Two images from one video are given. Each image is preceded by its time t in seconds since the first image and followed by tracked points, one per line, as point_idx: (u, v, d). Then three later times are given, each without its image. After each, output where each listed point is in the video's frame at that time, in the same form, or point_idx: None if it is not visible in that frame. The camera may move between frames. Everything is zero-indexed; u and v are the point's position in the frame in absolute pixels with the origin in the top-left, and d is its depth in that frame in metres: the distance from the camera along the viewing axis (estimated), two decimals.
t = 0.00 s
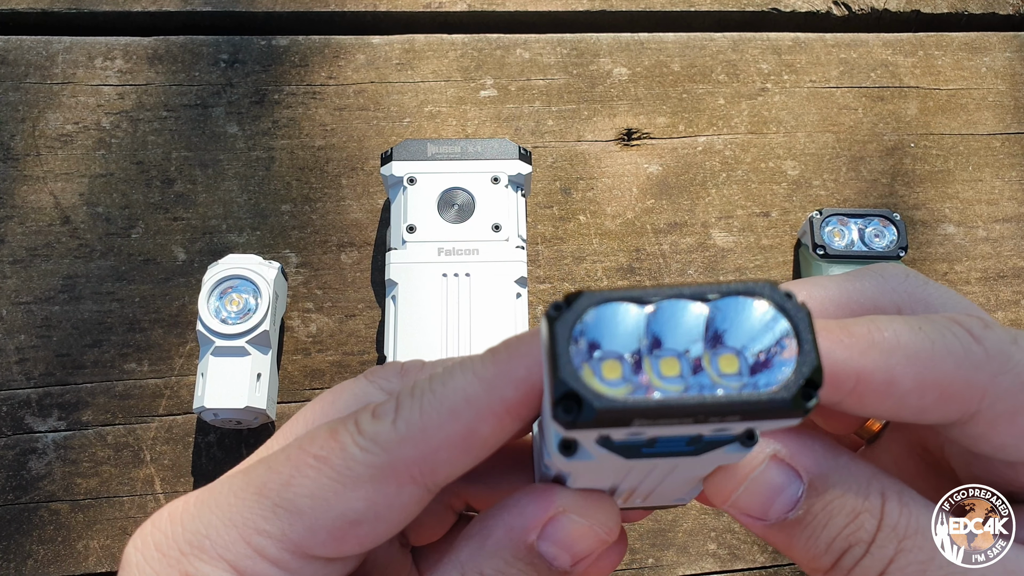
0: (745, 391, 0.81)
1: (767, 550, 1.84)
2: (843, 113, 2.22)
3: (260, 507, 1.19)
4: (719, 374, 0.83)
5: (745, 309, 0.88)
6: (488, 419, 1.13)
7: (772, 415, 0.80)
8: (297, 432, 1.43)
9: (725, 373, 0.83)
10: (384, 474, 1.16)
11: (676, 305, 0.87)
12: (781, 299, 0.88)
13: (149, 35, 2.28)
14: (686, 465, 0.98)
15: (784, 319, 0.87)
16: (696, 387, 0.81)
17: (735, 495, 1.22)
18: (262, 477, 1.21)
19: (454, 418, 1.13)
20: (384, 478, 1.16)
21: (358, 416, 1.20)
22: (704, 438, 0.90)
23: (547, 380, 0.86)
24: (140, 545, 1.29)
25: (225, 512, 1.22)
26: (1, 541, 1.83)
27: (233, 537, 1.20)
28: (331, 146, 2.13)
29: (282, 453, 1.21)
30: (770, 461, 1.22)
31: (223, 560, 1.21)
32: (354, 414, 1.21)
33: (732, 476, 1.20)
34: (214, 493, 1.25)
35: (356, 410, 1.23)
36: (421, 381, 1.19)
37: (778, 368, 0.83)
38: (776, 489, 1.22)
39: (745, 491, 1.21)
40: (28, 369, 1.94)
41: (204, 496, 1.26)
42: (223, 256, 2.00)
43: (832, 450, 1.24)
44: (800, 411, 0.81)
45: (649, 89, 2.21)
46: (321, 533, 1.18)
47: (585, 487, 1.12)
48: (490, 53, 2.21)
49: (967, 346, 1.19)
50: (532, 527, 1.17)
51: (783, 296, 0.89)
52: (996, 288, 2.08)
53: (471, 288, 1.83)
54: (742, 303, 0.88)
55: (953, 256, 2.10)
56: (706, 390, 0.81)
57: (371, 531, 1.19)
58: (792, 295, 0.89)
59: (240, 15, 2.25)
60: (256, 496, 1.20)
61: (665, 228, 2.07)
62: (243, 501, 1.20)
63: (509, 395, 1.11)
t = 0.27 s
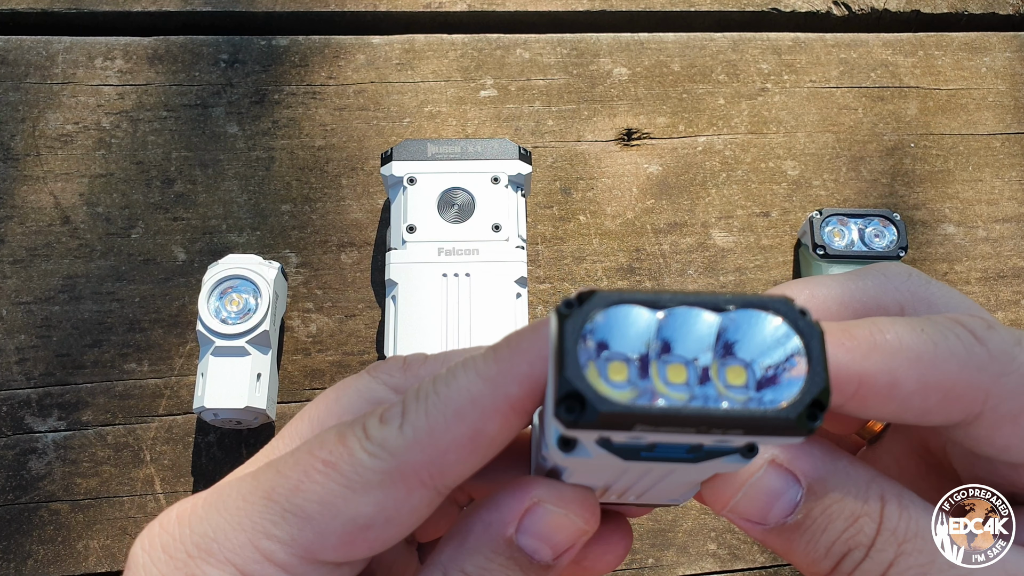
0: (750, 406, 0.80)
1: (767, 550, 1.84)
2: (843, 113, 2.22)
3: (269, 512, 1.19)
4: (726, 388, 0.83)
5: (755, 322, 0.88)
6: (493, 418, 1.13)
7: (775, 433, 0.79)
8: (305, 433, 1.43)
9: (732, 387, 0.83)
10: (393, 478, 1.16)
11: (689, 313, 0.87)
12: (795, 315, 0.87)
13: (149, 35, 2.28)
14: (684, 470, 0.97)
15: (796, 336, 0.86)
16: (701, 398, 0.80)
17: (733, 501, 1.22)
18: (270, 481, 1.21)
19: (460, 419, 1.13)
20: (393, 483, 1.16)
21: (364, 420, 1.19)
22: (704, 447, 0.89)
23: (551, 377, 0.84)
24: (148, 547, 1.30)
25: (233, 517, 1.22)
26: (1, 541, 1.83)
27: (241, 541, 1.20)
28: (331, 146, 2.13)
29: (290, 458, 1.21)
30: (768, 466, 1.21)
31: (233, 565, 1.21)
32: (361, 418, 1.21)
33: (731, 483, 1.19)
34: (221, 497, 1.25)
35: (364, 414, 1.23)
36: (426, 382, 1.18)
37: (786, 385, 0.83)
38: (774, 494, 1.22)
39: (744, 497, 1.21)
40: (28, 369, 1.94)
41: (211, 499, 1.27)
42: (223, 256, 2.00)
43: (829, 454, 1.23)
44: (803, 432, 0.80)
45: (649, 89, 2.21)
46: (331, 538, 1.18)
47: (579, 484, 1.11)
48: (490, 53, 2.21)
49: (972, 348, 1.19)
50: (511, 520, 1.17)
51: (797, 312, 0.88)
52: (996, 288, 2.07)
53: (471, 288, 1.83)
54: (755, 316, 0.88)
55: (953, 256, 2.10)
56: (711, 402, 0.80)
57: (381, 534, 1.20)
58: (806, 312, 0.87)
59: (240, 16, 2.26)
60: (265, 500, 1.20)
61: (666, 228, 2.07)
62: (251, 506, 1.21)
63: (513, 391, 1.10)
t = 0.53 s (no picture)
0: (755, 420, 0.80)
1: (766, 550, 1.84)
2: (843, 113, 2.22)
3: (263, 512, 1.19)
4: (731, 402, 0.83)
5: (761, 333, 0.88)
6: (491, 420, 1.13)
7: (780, 445, 0.80)
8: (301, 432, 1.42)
9: (737, 399, 0.84)
10: (388, 478, 1.16)
11: (692, 326, 0.86)
12: (800, 324, 0.86)
13: (149, 35, 2.28)
14: (688, 476, 0.97)
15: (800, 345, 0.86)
16: (706, 414, 0.81)
17: (735, 499, 1.20)
18: (265, 481, 1.21)
19: (457, 420, 1.13)
20: (388, 483, 1.16)
21: (360, 420, 1.19)
22: (709, 458, 0.89)
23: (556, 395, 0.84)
24: (144, 547, 1.30)
25: (228, 516, 1.22)
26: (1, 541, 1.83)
27: (236, 541, 1.20)
28: (331, 145, 2.13)
29: (285, 458, 1.21)
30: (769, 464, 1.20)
31: (227, 564, 1.21)
32: (357, 417, 1.21)
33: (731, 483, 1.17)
34: (217, 496, 1.25)
35: (359, 413, 1.22)
36: (423, 383, 1.18)
37: (791, 397, 0.83)
38: (776, 492, 1.22)
39: (745, 495, 1.20)
40: (28, 369, 1.94)
41: (207, 498, 1.27)
42: (223, 256, 2.00)
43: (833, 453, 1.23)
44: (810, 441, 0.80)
45: (649, 89, 2.21)
46: (326, 537, 1.18)
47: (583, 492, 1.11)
48: (490, 53, 2.21)
49: (973, 352, 1.19)
50: (514, 522, 1.17)
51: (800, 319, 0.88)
52: (996, 288, 2.07)
53: (471, 288, 1.83)
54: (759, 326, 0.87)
55: (953, 256, 2.10)
56: (716, 416, 0.80)
57: (376, 535, 1.19)
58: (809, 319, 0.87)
59: (240, 15, 2.25)
60: (259, 500, 1.20)
61: (666, 228, 2.07)
62: (246, 506, 1.21)
63: (512, 395, 1.11)
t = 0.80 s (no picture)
0: (760, 406, 0.80)
1: (767, 550, 1.84)
2: (843, 113, 2.22)
3: (260, 512, 1.19)
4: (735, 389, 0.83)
5: (761, 321, 0.88)
6: (490, 421, 1.13)
7: (785, 431, 0.80)
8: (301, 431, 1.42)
9: (740, 389, 0.83)
10: (386, 478, 1.15)
11: (694, 318, 0.86)
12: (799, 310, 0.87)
13: (149, 35, 2.28)
14: (694, 472, 0.97)
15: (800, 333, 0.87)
16: (710, 402, 0.80)
17: (739, 494, 1.21)
18: (262, 481, 1.21)
19: (455, 420, 1.13)
20: (385, 483, 1.16)
21: (358, 420, 1.19)
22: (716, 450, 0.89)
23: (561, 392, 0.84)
24: (142, 548, 1.30)
25: (225, 517, 1.22)
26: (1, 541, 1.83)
27: (233, 542, 1.21)
28: (331, 145, 2.13)
29: (283, 458, 1.21)
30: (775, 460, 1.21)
31: (224, 565, 1.21)
32: (355, 417, 1.21)
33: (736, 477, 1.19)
34: (214, 497, 1.26)
35: (357, 413, 1.22)
36: (422, 382, 1.18)
37: (795, 382, 0.83)
38: (779, 489, 1.22)
39: (750, 490, 1.21)
40: (28, 369, 1.94)
41: (204, 499, 1.27)
42: (223, 256, 2.01)
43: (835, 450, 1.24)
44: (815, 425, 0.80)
45: (649, 89, 2.21)
46: (323, 538, 1.18)
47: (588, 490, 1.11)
48: (490, 53, 2.21)
49: (972, 350, 1.19)
50: (520, 526, 1.16)
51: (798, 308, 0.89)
52: (996, 288, 2.07)
53: (471, 288, 1.83)
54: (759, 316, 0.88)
55: (953, 256, 2.10)
56: (722, 403, 0.80)
57: (374, 535, 1.19)
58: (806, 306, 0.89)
59: (240, 15, 2.25)
60: (257, 500, 1.20)
61: (666, 228, 2.07)
62: (243, 507, 1.21)
63: (510, 396, 1.11)
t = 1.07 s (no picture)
0: (757, 447, 0.83)
1: (767, 550, 1.84)
2: (843, 113, 2.22)
3: (256, 514, 1.19)
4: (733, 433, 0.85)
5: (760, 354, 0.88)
6: (487, 424, 1.13)
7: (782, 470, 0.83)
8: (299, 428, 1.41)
9: (740, 419, 0.88)
10: (381, 482, 1.15)
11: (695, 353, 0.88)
12: (801, 345, 0.87)
13: (149, 35, 2.28)
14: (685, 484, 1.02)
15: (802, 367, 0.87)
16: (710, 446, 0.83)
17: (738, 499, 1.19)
18: (258, 484, 1.21)
19: (452, 425, 1.13)
20: (381, 486, 1.15)
21: (354, 422, 1.19)
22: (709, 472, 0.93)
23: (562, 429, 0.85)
24: (140, 550, 1.31)
25: (221, 520, 1.22)
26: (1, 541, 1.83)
27: (229, 544, 1.21)
28: (331, 145, 2.13)
29: (278, 460, 1.21)
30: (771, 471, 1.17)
31: (220, 567, 1.22)
32: (350, 419, 1.20)
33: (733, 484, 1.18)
34: (210, 499, 1.26)
35: (352, 415, 1.22)
36: (418, 385, 1.18)
37: (791, 424, 0.85)
38: (781, 492, 1.20)
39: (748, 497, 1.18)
40: (28, 369, 1.94)
41: (200, 501, 1.27)
42: (223, 256, 2.00)
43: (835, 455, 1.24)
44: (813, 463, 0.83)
45: (649, 89, 2.21)
46: (318, 540, 1.17)
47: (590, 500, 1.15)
48: (490, 53, 2.21)
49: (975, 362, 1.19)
50: (521, 526, 1.16)
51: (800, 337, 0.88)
52: (996, 288, 2.07)
53: (471, 288, 1.83)
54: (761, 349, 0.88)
55: (953, 256, 2.10)
56: (720, 445, 0.83)
57: (368, 538, 1.19)
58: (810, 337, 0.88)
59: (240, 15, 2.25)
60: (252, 503, 1.20)
61: (666, 228, 2.07)
62: (239, 509, 1.21)
63: (508, 400, 1.11)
